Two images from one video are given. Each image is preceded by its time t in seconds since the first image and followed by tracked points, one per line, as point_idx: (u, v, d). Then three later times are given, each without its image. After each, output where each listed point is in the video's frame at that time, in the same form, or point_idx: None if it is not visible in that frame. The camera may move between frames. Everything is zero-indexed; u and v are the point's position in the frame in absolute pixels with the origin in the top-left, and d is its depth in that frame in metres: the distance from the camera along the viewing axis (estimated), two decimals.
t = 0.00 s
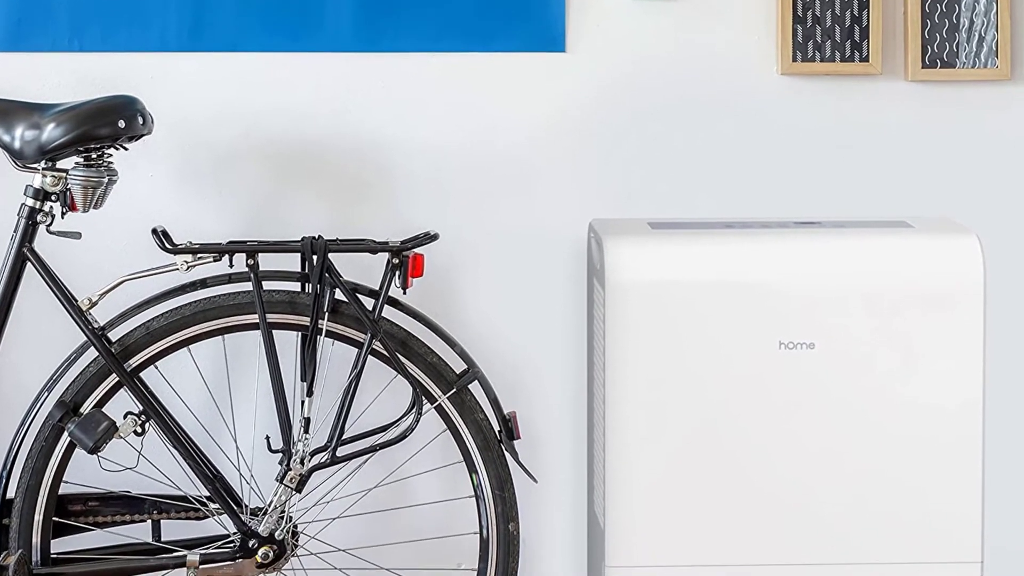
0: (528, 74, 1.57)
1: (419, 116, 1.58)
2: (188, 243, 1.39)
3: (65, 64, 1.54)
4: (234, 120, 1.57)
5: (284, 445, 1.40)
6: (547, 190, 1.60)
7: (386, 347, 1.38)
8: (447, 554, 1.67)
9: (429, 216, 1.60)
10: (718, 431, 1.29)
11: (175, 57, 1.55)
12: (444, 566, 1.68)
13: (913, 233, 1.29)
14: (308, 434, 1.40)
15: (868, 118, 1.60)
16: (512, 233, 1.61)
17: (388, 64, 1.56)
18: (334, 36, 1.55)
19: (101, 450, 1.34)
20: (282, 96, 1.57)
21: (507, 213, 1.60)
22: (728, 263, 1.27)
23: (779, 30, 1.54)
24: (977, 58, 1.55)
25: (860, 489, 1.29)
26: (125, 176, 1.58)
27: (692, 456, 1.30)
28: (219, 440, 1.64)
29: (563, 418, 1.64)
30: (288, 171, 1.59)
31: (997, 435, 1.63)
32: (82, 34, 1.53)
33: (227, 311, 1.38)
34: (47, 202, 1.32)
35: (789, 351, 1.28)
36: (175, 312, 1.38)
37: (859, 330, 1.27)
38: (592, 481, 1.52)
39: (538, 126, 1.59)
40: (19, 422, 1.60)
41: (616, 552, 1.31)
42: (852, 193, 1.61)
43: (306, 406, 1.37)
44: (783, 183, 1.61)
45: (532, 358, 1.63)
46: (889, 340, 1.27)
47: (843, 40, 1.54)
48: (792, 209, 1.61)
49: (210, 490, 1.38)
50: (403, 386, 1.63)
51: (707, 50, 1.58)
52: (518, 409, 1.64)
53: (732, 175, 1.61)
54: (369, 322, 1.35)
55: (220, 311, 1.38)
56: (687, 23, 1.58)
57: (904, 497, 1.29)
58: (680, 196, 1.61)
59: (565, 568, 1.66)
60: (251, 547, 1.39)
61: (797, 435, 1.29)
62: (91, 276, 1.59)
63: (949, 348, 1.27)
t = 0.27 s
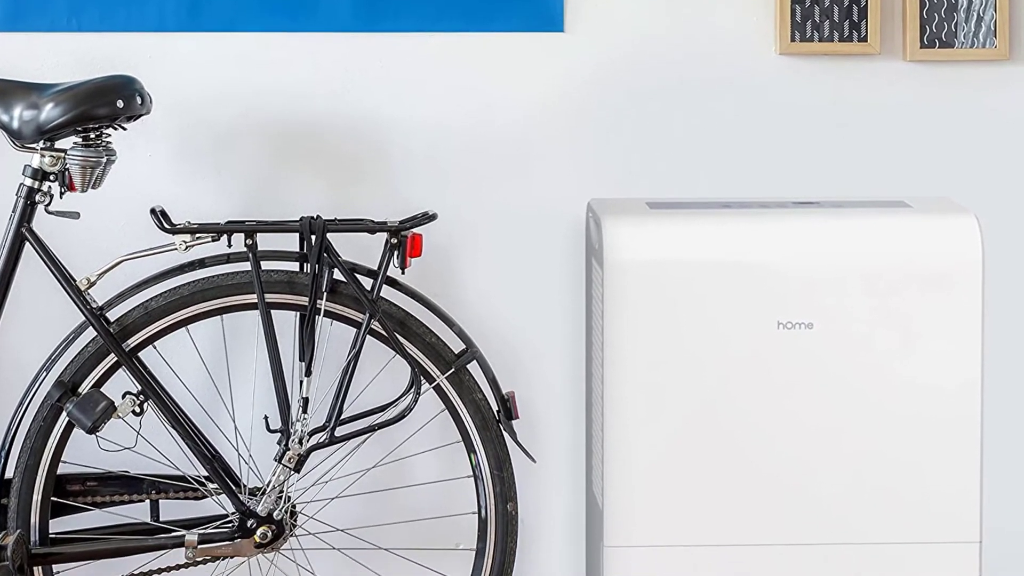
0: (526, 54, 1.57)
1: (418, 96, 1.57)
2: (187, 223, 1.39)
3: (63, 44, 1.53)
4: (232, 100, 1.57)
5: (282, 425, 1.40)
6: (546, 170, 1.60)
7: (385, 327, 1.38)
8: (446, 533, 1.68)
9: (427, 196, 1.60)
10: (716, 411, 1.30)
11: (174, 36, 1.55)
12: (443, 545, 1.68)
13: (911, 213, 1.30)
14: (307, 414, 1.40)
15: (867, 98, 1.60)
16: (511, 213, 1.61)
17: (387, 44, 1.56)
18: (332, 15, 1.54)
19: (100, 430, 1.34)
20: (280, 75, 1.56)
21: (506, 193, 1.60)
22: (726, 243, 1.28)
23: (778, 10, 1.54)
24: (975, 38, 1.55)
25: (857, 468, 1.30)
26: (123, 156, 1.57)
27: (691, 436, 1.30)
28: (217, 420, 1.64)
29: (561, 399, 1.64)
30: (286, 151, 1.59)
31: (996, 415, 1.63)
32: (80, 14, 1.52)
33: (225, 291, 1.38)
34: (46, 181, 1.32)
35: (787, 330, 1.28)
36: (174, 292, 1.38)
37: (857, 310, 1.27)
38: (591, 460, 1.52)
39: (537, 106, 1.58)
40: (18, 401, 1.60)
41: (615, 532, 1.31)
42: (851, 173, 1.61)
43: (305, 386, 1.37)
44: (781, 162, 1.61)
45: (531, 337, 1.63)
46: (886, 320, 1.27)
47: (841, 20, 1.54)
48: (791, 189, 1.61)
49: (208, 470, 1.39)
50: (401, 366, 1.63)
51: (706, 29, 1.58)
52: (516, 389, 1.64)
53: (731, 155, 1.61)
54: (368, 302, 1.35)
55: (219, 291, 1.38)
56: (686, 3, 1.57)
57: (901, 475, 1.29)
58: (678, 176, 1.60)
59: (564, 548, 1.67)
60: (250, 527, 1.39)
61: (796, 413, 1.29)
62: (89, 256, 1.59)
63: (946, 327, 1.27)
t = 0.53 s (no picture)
0: (525, 32, 1.57)
1: (416, 74, 1.57)
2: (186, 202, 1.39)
3: (61, 22, 1.52)
4: (231, 78, 1.56)
5: (281, 404, 1.40)
6: (544, 149, 1.59)
7: (383, 306, 1.38)
8: (444, 512, 1.68)
9: (426, 175, 1.60)
10: (714, 389, 1.30)
11: (172, 15, 1.54)
12: (442, 524, 1.69)
13: (908, 192, 1.30)
14: (305, 392, 1.41)
15: (866, 77, 1.59)
16: (509, 192, 1.61)
17: (385, 23, 1.56)
18: None
19: (98, 409, 1.35)
20: (278, 54, 1.56)
21: (504, 172, 1.60)
22: (725, 222, 1.28)
23: None
24: (974, 16, 1.54)
25: (855, 446, 1.30)
26: (122, 135, 1.57)
27: (689, 414, 1.30)
28: (216, 398, 1.65)
29: (560, 378, 1.65)
30: (285, 129, 1.58)
31: (994, 395, 1.64)
32: None
33: (224, 270, 1.38)
34: (44, 160, 1.32)
35: (786, 309, 1.28)
36: (172, 271, 1.38)
37: (855, 288, 1.28)
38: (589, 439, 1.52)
39: (536, 85, 1.58)
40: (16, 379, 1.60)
41: (613, 509, 1.32)
42: (850, 152, 1.61)
43: (303, 364, 1.37)
44: (780, 142, 1.61)
45: (529, 316, 1.63)
46: (884, 299, 1.28)
47: None
48: (790, 168, 1.61)
49: (207, 448, 1.39)
50: (400, 344, 1.63)
51: (705, 8, 1.57)
52: (515, 367, 1.65)
53: (730, 133, 1.60)
54: (366, 281, 1.35)
55: (217, 270, 1.38)
56: None
57: (899, 453, 1.30)
58: (677, 155, 1.60)
59: (563, 527, 1.67)
60: (248, 505, 1.40)
61: (794, 392, 1.30)
62: (87, 235, 1.59)
63: (943, 306, 1.28)
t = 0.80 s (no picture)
0: (523, 9, 1.56)
1: (415, 51, 1.56)
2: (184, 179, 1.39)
3: None
4: (229, 56, 1.56)
5: (279, 381, 1.40)
6: (543, 126, 1.59)
7: (381, 283, 1.38)
8: (443, 489, 1.69)
9: (424, 152, 1.59)
10: (713, 367, 1.30)
11: None
12: (441, 501, 1.69)
13: (907, 170, 1.30)
14: (304, 370, 1.41)
15: (866, 54, 1.59)
16: (507, 169, 1.60)
17: None
18: None
19: (96, 386, 1.35)
20: (276, 31, 1.55)
21: (502, 150, 1.60)
22: (723, 199, 1.28)
23: None
24: None
25: (852, 423, 1.31)
26: (120, 112, 1.57)
27: (687, 392, 1.31)
28: (214, 375, 1.65)
29: (558, 355, 1.65)
30: (283, 106, 1.58)
31: (992, 375, 1.64)
32: None
33: (222, 247, 1.38)
34: (42, 137, 1.32)
35: (784, 287, 1.29)
36: (170, 248, 1.38)
37: (853, 266, 1.28)
38: (588, 416, 1.52)
39: (534, 61, 1.57)
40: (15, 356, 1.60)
41: (612, 486, 1.32)
42: (850, 130, 1.61)
43: (301, 341, 1.37)
44: (779, 119, 1.60)
45: (528, 293, 1.63)
46: (882, 276, 1.28)
47: None
48: (790, 146, 1.61)
49: (205, 425, 1.39)
50: (398, 322, 1.63)
51: None
52: (513, 345, 1.65)
53: (729, 111, 1.60)
54: (365, 258, 1.35)
55: (216, 247, 1.38)
56: None
57: (895, 430, 1.31)
58: (676, 133, 1.60)
59: (561, 504, 1.67)
60: (246, 483, 1.40)
61: (791, 369, 1.30)
62: (86, 212, 1.59)
63: (940, 283, 1.28)
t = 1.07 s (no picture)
0: None
1: (412, 27, 1.56)
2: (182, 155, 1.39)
3: None
4: (226, 33, 1.56)
5: (277, 357, 1.41)
6: (541, 102, 1.59)
7: (380, 260, 1.38)
8: (441, 465, 1.69)
9: (422, 129, 1.59)
10: (711, 343, 1.31)
11: None
12: (439, 477, 1.70)
13: (905, 146, 1.30)
14: (302, 346, 1.41)
15: (865, 31, 1.59)
16: (506, 146, 1.60)
17: None
18: None
19: (94, 362, 1.35)
20: (273, 7, 1.55)
21: (501, 126, 1.59)
22: (722, 176, 1.28)
23: None
24: None
25: (849, 399, 1.31)
26: (118, 89, 1.57)
27: (686, 368, 1.31)
28: (212, 351, 1.65)
29: (556, 332, 1.65)
30: (281, 82, 1.57)
31: (989, 353, 1.65)
32: None
33: (220, 224, 1.38)
34: (40, 114, 1.32)
35: (782, 263, 1.29)
36: (169, 225, 1.38)
37: (851, 242, 1.28)
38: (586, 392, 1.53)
39: (532, 38, 1.57)
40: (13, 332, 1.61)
41: (610, 462, 1.33)
42: (850, 107, 1.60)
43: (299, 318, 1.38)
44: (778, 97, 1.60)
45: (526, 270, 1.64)
46: (880, 253, 1.29)
47: None
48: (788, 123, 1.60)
49: (203, 402, 1.40)
50: (396, 298, 1.63)
51: None
52: (511, 321, 1.65)
53: (727, 88, 1.59)
54: (363, 235, 1.35)
55: (214, 224, 1.38)
56: None
57: (892, 406, 1.31)
58: (674, 109, 1.59)
59: (559, 481, 1.68)
60: (245, 459, 1.41)
61: (789, 346, 1.30)
62: (84, 187, 1.59)
63: (938, 259, 1.28)
